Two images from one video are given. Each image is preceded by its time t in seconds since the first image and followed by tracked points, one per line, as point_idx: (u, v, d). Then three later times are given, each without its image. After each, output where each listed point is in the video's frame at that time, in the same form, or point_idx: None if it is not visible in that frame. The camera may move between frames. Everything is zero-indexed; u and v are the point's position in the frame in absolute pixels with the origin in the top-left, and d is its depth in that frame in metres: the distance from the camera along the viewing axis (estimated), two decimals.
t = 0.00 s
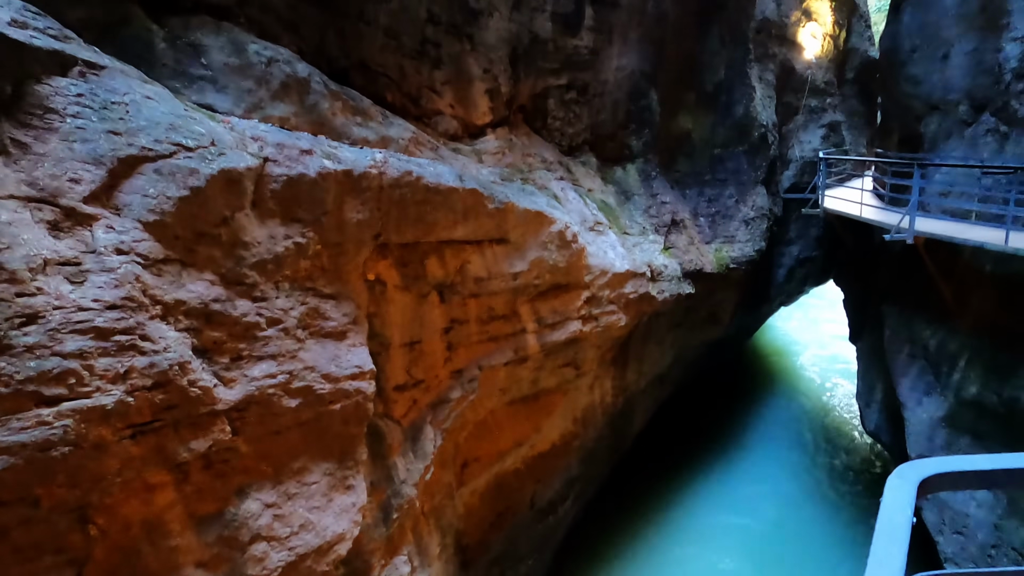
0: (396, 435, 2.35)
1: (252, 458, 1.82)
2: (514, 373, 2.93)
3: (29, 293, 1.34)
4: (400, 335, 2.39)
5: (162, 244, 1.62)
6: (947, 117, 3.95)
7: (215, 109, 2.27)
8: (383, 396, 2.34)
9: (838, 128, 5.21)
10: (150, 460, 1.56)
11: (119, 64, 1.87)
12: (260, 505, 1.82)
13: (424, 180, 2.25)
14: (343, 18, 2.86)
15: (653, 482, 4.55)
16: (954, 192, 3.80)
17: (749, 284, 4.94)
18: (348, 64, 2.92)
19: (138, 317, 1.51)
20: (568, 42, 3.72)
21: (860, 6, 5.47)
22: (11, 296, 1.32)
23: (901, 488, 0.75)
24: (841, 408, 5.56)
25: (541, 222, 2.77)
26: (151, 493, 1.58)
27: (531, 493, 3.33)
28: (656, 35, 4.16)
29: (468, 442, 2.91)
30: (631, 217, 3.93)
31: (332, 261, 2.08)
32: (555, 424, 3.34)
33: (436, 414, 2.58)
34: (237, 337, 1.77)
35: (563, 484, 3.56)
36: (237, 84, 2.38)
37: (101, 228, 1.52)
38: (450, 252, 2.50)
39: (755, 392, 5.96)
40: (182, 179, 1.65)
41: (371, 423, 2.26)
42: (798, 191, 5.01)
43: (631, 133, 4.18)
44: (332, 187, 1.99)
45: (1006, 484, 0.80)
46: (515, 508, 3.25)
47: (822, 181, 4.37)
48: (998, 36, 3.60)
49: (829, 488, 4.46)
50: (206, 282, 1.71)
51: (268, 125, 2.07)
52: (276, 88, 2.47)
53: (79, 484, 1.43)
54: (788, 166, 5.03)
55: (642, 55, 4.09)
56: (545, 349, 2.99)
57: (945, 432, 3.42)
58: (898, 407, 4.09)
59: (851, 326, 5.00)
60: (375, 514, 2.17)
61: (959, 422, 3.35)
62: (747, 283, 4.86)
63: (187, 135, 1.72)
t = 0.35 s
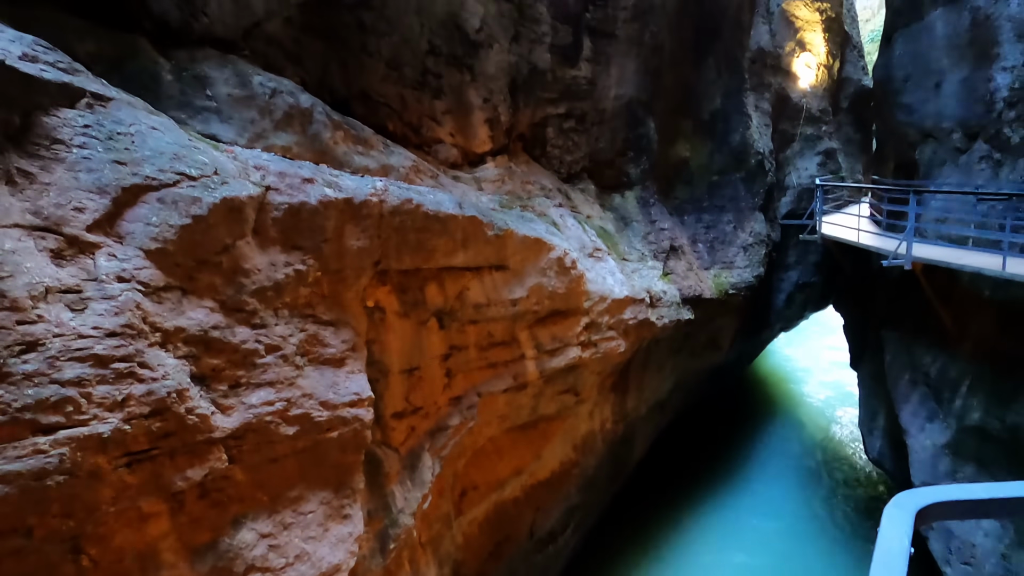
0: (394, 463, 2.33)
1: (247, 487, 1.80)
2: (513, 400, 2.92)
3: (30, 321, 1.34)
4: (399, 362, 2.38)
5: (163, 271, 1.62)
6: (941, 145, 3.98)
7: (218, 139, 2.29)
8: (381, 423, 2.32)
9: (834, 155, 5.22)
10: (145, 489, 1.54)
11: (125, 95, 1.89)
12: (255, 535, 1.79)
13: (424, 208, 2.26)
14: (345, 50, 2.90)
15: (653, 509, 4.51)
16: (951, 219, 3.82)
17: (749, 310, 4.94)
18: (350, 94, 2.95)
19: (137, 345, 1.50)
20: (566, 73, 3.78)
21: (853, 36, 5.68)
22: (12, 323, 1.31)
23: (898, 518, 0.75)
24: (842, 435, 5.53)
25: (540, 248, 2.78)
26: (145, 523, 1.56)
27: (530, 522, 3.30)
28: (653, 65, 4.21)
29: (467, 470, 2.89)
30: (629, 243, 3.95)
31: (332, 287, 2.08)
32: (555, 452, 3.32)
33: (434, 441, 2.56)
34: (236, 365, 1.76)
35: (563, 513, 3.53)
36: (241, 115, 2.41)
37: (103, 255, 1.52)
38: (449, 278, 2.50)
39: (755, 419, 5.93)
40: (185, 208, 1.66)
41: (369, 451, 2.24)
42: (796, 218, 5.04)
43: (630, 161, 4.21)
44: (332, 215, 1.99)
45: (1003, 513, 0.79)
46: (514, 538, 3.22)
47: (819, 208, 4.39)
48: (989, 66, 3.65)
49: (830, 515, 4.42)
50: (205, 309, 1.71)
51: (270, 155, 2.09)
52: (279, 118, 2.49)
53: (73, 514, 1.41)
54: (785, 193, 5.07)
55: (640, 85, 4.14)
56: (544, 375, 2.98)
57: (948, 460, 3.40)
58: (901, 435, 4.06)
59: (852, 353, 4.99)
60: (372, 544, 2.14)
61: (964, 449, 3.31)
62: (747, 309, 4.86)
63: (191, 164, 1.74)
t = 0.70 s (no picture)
0: (393, 489, 2.31)
1: (243, 514, 1.78)
2: (513, 424, 2.91)
3: (29, 345, 1.34)
4: (399, 386, 2.38)
5: (164, 296, 1.62)
6: (936, 170, 4.01)
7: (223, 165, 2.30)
8: (380, 448, 2.31)
9: (831, 179, 5.26)
10: (138, 516, 1.53)
11: (132, 122, 1.91)
12: (250, 563, 1.77)
13: (425, 233, 2.27)
14: (349, 77, 2.94)
15: (654, 535, 4.47)
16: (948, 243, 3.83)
17: (750, 333, 4.94)
18: (353, 121, 2.98)
19: (136, 369, 1.49)
20: (566, 99, 3.81)
21: (848, 64, 5.78)
22: (11, 348, 1.31)
23: (896, 548, 0.74)
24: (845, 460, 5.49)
25: (540, 272, 2.78)
26: (139, 551, 1.54)
27: (530, 549, 3.26)
28: (651, 92, 4.26)
29: (466, 496, 2.86)
30: (629, 266, 3.95)
31: (332, 311, 2.09)
32: (555, 477, 3.29)
33: (433, 466, 2.54)
34: (234, 389, 1.75)
35: (563, 539, 3.50)
36: (246, 141, 2.42)
37: (105, 279, 1.52)
38: (449, 302, 2.50)
39: (757, 444, 5.90)
40: (187, 232, 1.67)
41: (366, 476, 2.23)
42: (795, 241, 5.05)
43: (629, 185, 4.25)
44: (333, 239, 2.00)
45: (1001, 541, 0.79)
46: (514, 565, 3.18)
47: (817, 231, 4.41)
48: (979, 94, 3.69)
49: (833, 541, 4.38)
50: (205, 333, 1.70)
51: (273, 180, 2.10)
52: (283, 144, 2.51)
53: (66, 541, 1.39)
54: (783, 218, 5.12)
55: (638, 111, 4.19)
56: (544, 400, 2.97)
57: (953, 485, 3.37)
58: (905, 459, 4.03)
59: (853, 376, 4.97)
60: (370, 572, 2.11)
61: (968, 474, 3.29)
62: (747, 332, 4.86)
63: (194, 190, 1.75)
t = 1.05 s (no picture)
0: (393, 514, 2.30)
1: (241, 539, 1.77)
2: (515, 447, 2.89)
3: (32, 368, 1.34)
4: (400, 409, 2.38)
5: (168, 318, 1.63)
6: (936, 194, 4.03)
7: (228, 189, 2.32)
8: (380, 472, 2.30)
9: (832, 202, 5.28)
10: (136, 541, 1.52)
11: (141, 148, 1.94)
12: None
13: (428, 255, 2.28)
14: (354, 103, 2.98)
15: (658, 560, 4.43)
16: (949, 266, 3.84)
17: (753, 356, 4.92)
18: (357, 145, 3.02)
19: (137, 392, 1.49)
20: (568, 124, 3.83)
21: (847, 89, 5.85)
22: (14, 370, 1.31)
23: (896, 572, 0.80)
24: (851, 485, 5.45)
25: (542, 294, 2.79)
26: None
27: None
28: (652, 117, 4.30)
29: (467, 520, 2.84)
30: (631, 288, 3.96)
31: (334, 333, 2.09)
32: (558, 502, 3.27)
33: (434, 490, 2.52)
34: (235, 412, 1.75)
35: (567, 565, 3.46)
36: (251, 165, 2.45)
37: (110, 302, 1.53)
38: (451, 324, 2.51)
39: (761, 469, 5.86)
40: (192, 256, 1.68)
41: (366, 500, 2.22)
42: (796, 264, 5.06)
43: (630, 209, 4.28)
44: (336, 262, 2.01)
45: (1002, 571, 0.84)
46: None
47: (819, 254, 4.42)
48: (977, 118, 3.72)
49: (839, 567, 4.32)
50: (207, 356, 1.71)
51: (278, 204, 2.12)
52: (288, 169, 2.54)
53: (62, 566, 1.38)
54: (785, 240, 5.10)
55: (639, 135, 4.23)
56: (546, 423, 2.95)
57: (962, 511, 3.34)
58: (912, 484, 4.00)
59: (857, 400, 4.94)
60: None
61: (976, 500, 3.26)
62: (750, 355, 4.85)
63: (200, 214, 1.76)
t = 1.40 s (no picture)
0: (392, 534, 2.30)
1: (240, 559, 1.77)
2: (515, 467, 2.89)
3: (35, 387, 1.35)
4: (399, 428, 2.38)
5: (169, 337, 1.64)
6: (934, 213, 4.06)
7: (231, 210, 2.35)
8: (379, 492, 2.30)
9: (831, 221, 5.32)
10: (135, 562, 1.52)
11: (145, 168, 1.96)
12: None
13: (428, 275, 2.30)
14: (355, 124, 3.01)
15: None
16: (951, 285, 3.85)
17: (754, 374, 4.93)
18: (359, 166, 3.05)
19: (139, 411, 1.51)
20: (566, 144, 3.88)
21: (844, 108, 5.92)
22: (18, 390, 1.32)
23: None
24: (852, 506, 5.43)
25: (542, 314, 2.81)
26: None
27: None
28: (651, 136, 4.35)
29: (467, 542, 2.84)
30: (630, 307, 3.98)
31: (334, 352, 2.10)
32: (558, 523, 3.26)
33: (434, 510, 2.52)
34: (235, 431, 1.76)
35: None
36: (253, 186, 2.48)
37: (112, 321, 1.55)
38: (451, 343, 2.52)
39: (762, 490, 5.84)
40: (194, 275, 1.70)
41: (366, 520, 2.22)
42: (795, 282, 5.08)
43: (629, 228, 4.31)
44: (337, 281, 2.03)
45: None
46: None
47: (818, 273, 4.44)
48: (974, 138, 3.77)
49: None
50: (208, 375, 1.72)
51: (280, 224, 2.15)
52: (289, 189, 2.57)
53: None
54: (785, 258, 5.14)
55: (638, 155, 4.28)
56: (546, 443, 2.96)
57: (968, 533, 3.32)
58: (917, 505, 3.98)
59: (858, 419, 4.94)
60: None
61: (983, 522, 3.25)
62: (751, 374, 4.85)
63: (203, 234, 1.79)
